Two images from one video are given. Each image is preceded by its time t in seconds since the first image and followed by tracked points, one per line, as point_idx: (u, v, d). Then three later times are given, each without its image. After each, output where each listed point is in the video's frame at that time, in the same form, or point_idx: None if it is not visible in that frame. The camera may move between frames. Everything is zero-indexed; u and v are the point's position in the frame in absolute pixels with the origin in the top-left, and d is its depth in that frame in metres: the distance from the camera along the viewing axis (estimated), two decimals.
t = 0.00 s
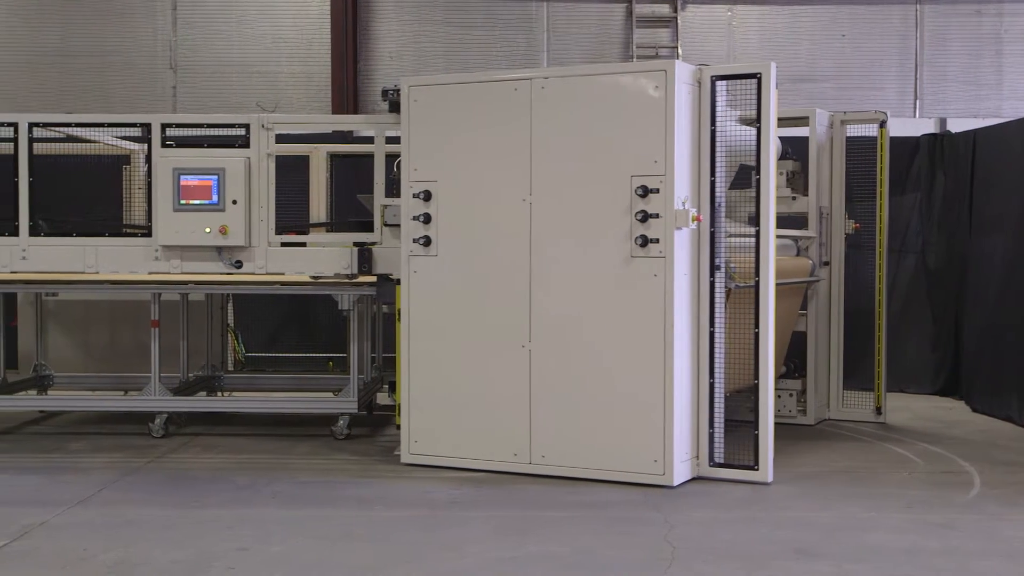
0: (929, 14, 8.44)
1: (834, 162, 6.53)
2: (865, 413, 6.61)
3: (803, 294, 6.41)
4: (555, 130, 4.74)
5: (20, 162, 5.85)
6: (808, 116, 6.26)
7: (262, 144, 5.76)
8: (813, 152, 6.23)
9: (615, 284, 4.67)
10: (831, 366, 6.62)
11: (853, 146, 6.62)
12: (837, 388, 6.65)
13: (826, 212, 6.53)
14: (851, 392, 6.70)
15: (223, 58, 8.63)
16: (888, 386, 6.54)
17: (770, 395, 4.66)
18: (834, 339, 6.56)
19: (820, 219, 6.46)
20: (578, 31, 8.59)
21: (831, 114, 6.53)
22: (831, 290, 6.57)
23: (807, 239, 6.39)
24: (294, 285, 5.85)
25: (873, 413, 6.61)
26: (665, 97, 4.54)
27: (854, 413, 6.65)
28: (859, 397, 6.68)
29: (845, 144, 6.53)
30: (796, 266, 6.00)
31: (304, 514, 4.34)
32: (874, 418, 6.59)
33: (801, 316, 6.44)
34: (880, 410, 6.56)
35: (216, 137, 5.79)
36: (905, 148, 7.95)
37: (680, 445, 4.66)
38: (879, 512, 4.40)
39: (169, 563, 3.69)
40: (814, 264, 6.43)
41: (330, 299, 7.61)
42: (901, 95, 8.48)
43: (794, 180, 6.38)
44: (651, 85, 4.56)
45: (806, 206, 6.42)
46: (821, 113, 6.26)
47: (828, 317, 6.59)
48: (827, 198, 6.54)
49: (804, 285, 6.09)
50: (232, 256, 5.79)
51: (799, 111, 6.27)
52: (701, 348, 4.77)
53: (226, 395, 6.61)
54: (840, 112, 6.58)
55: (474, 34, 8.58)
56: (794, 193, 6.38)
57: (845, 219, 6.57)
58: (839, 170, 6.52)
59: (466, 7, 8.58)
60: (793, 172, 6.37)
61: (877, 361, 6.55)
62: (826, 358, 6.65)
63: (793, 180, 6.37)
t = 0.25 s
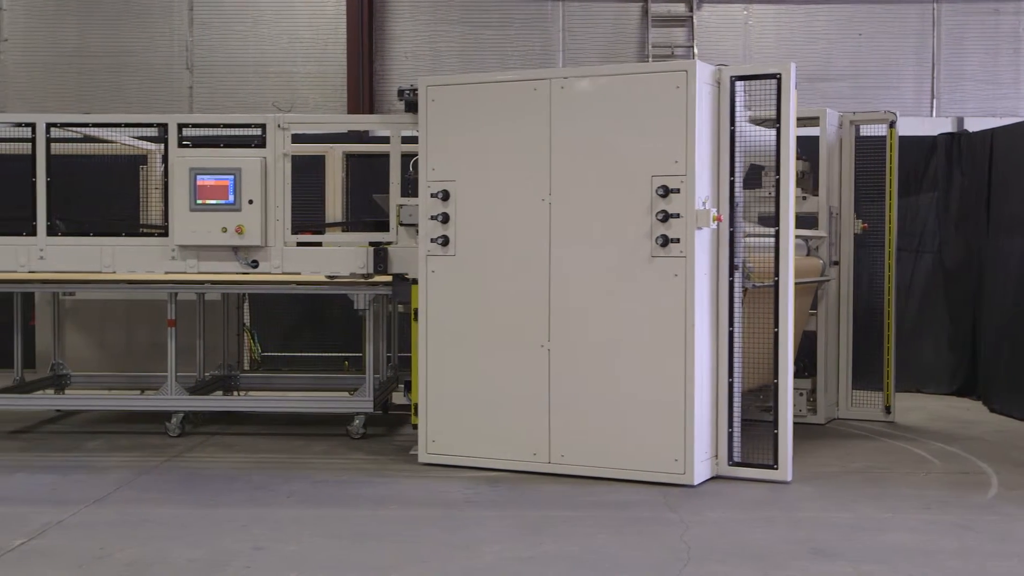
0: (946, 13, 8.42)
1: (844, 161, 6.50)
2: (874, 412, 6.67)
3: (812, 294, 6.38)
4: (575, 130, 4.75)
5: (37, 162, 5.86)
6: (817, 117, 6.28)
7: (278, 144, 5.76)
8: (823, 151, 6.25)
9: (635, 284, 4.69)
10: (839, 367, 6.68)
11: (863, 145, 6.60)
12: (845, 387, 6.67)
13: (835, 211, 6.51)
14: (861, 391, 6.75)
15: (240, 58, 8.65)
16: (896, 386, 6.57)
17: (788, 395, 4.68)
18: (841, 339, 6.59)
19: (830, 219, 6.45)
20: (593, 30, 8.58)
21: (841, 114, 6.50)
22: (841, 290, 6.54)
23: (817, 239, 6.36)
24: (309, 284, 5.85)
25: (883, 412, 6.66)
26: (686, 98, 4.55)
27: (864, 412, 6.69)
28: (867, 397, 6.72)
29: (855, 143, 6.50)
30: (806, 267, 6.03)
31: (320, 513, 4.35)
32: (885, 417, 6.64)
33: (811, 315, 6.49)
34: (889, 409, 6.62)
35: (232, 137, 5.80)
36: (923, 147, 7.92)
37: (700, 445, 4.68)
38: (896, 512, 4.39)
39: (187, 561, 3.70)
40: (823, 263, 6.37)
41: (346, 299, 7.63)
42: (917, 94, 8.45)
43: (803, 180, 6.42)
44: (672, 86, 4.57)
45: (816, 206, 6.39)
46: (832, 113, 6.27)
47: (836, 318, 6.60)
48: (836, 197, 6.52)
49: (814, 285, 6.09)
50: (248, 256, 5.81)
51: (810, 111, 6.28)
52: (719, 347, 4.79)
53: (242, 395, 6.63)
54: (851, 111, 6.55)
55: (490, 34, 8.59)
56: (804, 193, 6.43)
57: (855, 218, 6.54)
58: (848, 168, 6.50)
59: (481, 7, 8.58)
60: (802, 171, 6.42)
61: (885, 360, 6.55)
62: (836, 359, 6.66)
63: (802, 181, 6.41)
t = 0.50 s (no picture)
0: (961, 13, 8.38)
1: (852, 161, 6.48)
2: (880, 412, 6.70)
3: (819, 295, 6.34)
4: (593, 130, 4.75)
5: (53, 162, 5.89)
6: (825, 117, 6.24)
7: (292, 145, 5.77)
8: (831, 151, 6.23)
9: (654, 284, 4.69)
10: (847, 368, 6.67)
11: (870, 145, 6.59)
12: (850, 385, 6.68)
13: (842, 211, 6.49)
14: (868, 391, 6.80)
15: (254, 59, 8.67)
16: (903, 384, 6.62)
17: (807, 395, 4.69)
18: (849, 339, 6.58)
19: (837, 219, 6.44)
20: (608, 31, 8.58)
21: (847, 114, 6.48)
22: (848, 291, 6.54)
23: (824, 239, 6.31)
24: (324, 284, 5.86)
25: (888, 411, 6.70)
26: (706, 98, 4.55)
27: (872, 412, 6.71)
28: (874, 397, 6.76)
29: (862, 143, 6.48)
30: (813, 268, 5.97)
31: (334, 513, 4.35)
32: (891, 416, 6.67)
33: (820, 316, 6.39)
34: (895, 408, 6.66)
35: (247, 137, 5.81)
36: (938, 147, 7.89)
37: (719, 445, 4.68)
38: (911, 513, 4.38)
39: (200, 561, 3.70)
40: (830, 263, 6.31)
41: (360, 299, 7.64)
42: (933, 94, 8.43)
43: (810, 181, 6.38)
44: (691, 86, 4.57)
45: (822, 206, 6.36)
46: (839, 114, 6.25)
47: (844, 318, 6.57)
48: (844, 197, 6.52)
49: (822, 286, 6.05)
50: (263, 256, 5.82)
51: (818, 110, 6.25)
52: (737, 347, 4.80)
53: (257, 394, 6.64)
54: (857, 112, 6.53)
55: (504, 34, 8.59)
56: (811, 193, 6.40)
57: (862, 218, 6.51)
58: (855, 168, 6.49)
59: (495, 7, 8.58)
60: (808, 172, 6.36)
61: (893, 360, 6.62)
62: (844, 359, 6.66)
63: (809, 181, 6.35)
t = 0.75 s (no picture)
0: (976, 12, 8.35)
1: (858, 163, 6.54)
2: (887, 411, 6.71)
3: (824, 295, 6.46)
4: (610, 130, 4.75)
5: (68, 162, 5.91)
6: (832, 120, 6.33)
7: (306, 145, 5.78)
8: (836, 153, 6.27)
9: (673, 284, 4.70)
10: (853, 368, 6.77)
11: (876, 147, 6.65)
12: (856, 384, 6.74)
13: (848, 211, 6.55)
14: (874, 391, 6.79)
15: (268, 59, 8.68)
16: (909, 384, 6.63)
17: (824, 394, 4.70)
18: (854, 338, 6.67)
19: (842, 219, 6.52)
20: (621, 30, 8.57)
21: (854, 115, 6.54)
22: (853, 292, 6.63)
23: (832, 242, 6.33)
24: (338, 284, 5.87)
25: (894, 410, 6.71)
26: (725, 98, 4.56)
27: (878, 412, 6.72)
28: (878, 397, 6.77)
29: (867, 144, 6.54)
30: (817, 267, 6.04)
31: (348, 512, 4.36)
32: (896, 415, 6.69)
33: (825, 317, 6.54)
34: (901, 407, 6.68)
35: (261, 138, 5.81)
36: (953, 147, 7.87)
37: (737, 444, 4.70)
38: (925, 514, 4.36)
39: (215, 559, 3.71)
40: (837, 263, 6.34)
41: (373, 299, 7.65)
42: (948, 93, 8.40)
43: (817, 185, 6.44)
44: (711, 87, 4.58)
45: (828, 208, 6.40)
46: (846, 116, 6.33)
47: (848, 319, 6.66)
48: (850, 198, 6.57)
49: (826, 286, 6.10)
50: (276, 256, 5.82)
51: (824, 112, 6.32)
52: (754, 347, 4.82)
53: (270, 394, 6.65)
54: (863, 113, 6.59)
55: (517, 34, 8.58)
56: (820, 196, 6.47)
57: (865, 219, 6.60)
58: (861, 170, 6.55)
59: (508, 7, 8.58)
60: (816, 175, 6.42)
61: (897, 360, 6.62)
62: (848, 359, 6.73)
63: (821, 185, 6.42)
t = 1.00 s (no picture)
0: (991, 11, 8.32)
1: (863, 162, 6.58)
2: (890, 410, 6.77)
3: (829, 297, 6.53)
4: (627, 131, 4.75)
5: (82, 163, 5.93)
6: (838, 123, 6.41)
7: (319, 146, 5.79)
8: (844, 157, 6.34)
9: (690, 284, 4.70)
10: (856, 370, 6.78)
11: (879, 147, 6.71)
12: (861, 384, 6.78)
13: (852, 212, 6.60)
14: (878, 390, 6.84)
15: (282, 60, 8.70)
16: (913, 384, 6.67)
17: (841, 393, 4.72)
18: (855, 340, 6.67)
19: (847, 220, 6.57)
20: (634, 30, 8.56)
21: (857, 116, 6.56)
22: (857, 296, 6.65)
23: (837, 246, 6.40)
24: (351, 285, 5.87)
25: (898, 410, 6.76)
26: (743, 99, 4.57)
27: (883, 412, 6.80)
28: (883, 396, 6.82)
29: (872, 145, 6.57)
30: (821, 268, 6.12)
31: (361, 512, 4.36)
32: (900, 415, 6.75)
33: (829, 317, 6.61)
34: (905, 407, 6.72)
35: (274, 138, 5.82)
36: (967, 147, 7.85)
37: (755, 443, 4.71)
38: (940, 515, 4.35)
39: (229, 559, 3.72)
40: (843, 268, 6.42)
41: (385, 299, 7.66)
42: (962, 93, 8.37)
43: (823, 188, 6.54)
44: (729, 88, 4.59)
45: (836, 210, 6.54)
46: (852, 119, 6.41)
47: (851, 322, 6.65)
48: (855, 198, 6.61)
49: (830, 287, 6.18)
50: (290, 256, 5.84)
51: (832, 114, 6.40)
52: (771, 346, 4.84)
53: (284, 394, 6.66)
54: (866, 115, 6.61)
55: (530, 34, 8.58)
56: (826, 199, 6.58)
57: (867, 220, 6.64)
58: (865, 170, 6.58)
59: (521, 7, 8.58)
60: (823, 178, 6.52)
61: (901, 359, 6.69)
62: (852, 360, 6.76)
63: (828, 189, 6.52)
